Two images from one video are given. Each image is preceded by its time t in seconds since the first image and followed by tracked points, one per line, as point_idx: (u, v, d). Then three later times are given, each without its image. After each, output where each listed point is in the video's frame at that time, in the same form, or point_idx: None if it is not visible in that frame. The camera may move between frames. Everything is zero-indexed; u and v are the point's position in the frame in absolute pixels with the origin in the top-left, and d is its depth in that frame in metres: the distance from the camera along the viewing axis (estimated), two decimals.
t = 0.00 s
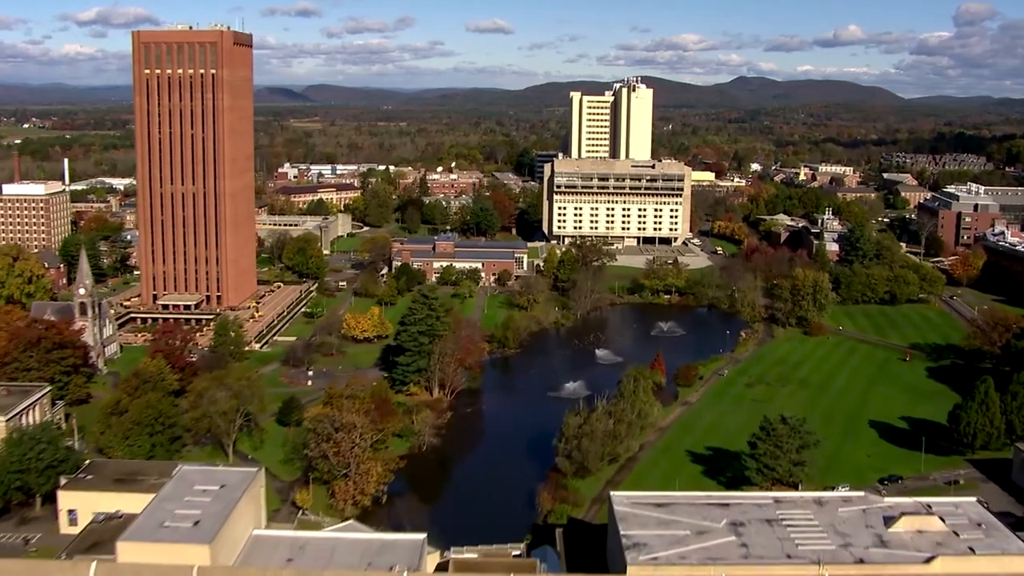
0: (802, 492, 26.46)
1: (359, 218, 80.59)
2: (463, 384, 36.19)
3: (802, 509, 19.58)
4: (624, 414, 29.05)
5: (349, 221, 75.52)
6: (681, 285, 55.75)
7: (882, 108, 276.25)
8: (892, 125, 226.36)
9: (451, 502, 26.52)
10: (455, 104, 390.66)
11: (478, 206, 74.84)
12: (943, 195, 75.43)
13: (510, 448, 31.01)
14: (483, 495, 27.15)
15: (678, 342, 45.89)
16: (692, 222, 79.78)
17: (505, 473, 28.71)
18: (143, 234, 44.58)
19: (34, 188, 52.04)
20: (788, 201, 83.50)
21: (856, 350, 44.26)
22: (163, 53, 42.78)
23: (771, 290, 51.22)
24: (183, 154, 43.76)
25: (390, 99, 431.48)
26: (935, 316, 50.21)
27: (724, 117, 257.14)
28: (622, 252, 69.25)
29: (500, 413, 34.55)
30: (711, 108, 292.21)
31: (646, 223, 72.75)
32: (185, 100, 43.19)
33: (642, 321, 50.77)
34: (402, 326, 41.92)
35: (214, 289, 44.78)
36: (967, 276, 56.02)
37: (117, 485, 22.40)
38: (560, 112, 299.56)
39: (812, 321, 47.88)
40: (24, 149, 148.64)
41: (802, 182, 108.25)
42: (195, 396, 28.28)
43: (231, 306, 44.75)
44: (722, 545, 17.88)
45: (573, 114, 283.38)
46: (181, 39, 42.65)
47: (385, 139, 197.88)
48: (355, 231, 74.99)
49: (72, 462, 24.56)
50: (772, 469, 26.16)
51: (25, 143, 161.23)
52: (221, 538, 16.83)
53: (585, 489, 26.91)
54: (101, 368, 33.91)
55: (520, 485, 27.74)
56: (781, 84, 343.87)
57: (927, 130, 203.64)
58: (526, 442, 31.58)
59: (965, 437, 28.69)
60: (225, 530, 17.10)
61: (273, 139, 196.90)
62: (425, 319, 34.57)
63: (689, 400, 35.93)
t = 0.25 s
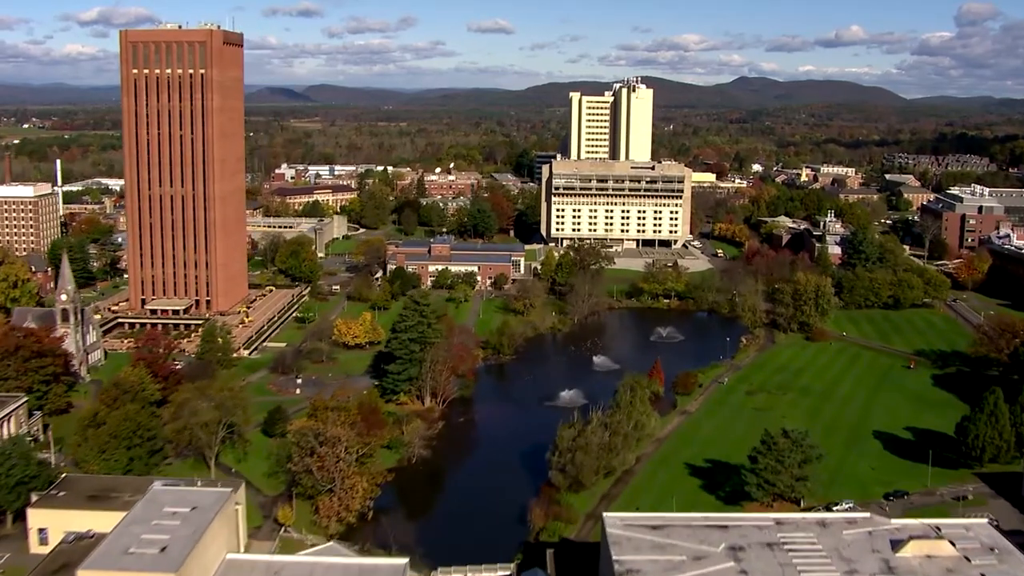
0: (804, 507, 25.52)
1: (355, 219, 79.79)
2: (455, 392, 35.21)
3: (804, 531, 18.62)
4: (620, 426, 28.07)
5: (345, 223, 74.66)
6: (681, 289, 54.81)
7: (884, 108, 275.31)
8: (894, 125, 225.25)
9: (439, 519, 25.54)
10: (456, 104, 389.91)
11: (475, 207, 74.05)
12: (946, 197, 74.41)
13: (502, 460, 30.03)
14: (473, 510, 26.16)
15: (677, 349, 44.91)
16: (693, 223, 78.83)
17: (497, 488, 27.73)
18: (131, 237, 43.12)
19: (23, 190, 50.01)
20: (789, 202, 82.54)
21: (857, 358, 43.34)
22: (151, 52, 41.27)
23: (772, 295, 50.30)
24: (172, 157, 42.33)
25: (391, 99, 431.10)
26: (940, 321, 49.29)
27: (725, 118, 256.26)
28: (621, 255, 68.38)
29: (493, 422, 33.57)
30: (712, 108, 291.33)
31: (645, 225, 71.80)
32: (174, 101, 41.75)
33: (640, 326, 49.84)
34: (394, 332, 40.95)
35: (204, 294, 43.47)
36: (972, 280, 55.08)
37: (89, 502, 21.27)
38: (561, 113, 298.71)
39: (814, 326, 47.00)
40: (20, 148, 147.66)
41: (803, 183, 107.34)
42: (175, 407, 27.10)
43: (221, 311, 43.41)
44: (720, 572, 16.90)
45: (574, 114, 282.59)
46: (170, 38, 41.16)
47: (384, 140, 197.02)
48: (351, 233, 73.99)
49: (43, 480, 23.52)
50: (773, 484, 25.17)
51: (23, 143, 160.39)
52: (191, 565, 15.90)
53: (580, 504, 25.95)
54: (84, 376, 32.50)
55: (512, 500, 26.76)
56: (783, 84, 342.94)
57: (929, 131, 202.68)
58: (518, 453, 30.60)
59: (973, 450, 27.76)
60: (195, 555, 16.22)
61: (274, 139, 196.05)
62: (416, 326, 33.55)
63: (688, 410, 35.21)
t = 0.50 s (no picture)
0: (809, 523, 24.67)
1: (355, 221, 79.18)
2: (452, 400, 34.36)
3: (808, 553, 17.77)
4: (619, 437, 27.23)
5: (345, 225, 74.04)
6: (684, 293, 54.00)
7: (889, 109, 274.18)
8: (900, 126, 224.24)
9: (432, 534, 24.76)
10: (460, 105, 389.44)
11: (476, 209, 73.44)
12: (953, 199, 73.45)
13: (499, 471, 29.22)
14: (468, 524, 25.37)
15: (680, 355, 44.07)
16: (697, 225, 78.01)
17: (493, 501, 26.92)
18: (124, 240, 42.07)
19: (15, 191, 48.74)
20: (794, 204, 81.65)
21: (863, 364, 42.42)
22: (144, 51, 40.30)
23: (777, 300, 49.47)
24: (165, 158, 41.31)
25: (396, 100, 430.74)
26: (947, 326, 48.41)
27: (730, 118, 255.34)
28: (623, 258, 67.63)
29: (490, 431, 32.73)
30: (716, 108, 290.44)
31: (648, 228, 71.08)
32: (168, 102, 40.77)
33: (642, 331, 49.02)
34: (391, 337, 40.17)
35: (198, 297, 42.42)
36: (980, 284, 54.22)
37: (67, 518, 20.35)
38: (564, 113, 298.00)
39: (819, 332, 46.18)
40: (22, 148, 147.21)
41: (808, 184, 106.49)
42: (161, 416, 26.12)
43: (215, 315, 42.32)
44: None
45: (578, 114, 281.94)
46: (163, 38, 40.17)
47: (388, 140, 196.43)
48: (351, 235, 73.28)
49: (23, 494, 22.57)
50: (777, 499, 24.30)
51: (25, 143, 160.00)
52: None
53: (577, 518, 25.14)
54: (72, 384, 31.46)
55: (507, 514, 25.95)
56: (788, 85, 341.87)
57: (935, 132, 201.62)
58: (515, 463, 29.75)
59: (985, 463, 26.93)
60: None
61: (277, 140, 195.61)
62: (411, 333, 32.73)
63: (690, 419, 34.49)
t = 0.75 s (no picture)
0: (818, 542, 23.70)
1: (359, 223, 78.42)
2: (450, 409, 33.40)
3: None
4: (620, 450, 26.27)
5: (348, 227, 73.30)
6: (690, 298, 53.02)
7: (898, 109, 272.57)
8: (910, 126, 222.64)
9: (425, 552, 23.86)
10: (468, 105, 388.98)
11: (480, 211, 72.65)
12: (965, 201, 72.22)
13: (497, 484, 28.28)
14: (462, 542, 24.45)
15: (686, 362, 43.09)
16: (704, 228, 76.98)
17: (489, 516, 26.00)
18: (119, 242, 41.09)
19: (12, 194, 47.79)
20: (803, 206, 80.55)
21: (874, 372, 41.35)
22: (139, 51, 39.34)
23: (786, 305, 48.45)
24: (161, 160, 40.35)
25: (404, 100, 430.39)
26: (961, 333, 47.33)
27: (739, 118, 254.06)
28: (629, 261, 66.69)
29: (489, 441, 31.77)
30: (725, 108, 289.07)
31: (655, 230, 70.12)
32: (163, 102, 39.81)
33: (648, 337, 48.05)
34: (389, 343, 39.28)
35: (194, 302, 41.47)
36: (994, 288, 53.14)
37: (43, 539, 19.08)
38: (572, 113, 297.16)
39: (829, 338, 45.17)
40: (29, 149, 147.03)
41: (817, 186, 105.35)
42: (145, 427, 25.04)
43: (212, 320, 41.36)
44: None
45: (585, 115, 281.00)
46: (158, 37, 39.20)
47: (395, 140, 195.89)
48: (354, 237, 72.48)
49: None
50: (784, 517, 23.32)
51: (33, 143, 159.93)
52: None
53: (576, 536, 24.19)
54: (59, 393, 30.45)
55: (504, 532, 25.02)
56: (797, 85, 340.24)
57: (945, 132, 200.08)
58: (514, 476, 28.78)
59: (1001, 479, 25.94)
60: None
61: (284, 140, 195.15)
62: (408, 341, 31.78)
63: (695, 429, 33.54)
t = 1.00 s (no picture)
0: (824, 560, 22.92)
1: (361, 224, 77.76)
2: (448, 418, 32.63)
3: None
4: (620, 463, 25.48)
5: (350, 228, 72.65)
6: (695, 302, 52.18)
7: (907, 109, 271.03)
8: (919, 127, 221.04)
9: (418, 569, 23.11)
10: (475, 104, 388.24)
11: (484, 212, 71.90)
12: (975, 202, 71.25)
13: (494, 497, 27.52)
14: (457, 558, 23.71)
15: (691, 369, 42.28)
16: (710, 230, 76.11)
17: (485, 531, 25.26)
18: (113, 245, 40.40)
19: (8, 195, 47.15)
20: (811, 207, 79.63)
21: (883, 379, 40.45)
22: (133, 51, 38.63)
23: (792, 310, 47.61)
24: (156, 162, 39.65)
25: (411, 99, 430.12)
26: (971, 338, 46.46)
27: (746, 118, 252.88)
28: (634, 264, 65.87)
29: (487, 451, 30.98)
30: (733, 108, 287.75)
31: (660, 232, 69.32)
32: (158, 103, 39.10)
33: (652, 342, 47.23)
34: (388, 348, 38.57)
35: (190, 306, 40.80)
36: (1005, 293, 52.22)
37: (17, 558, 18.28)
38: (579, 113, 296.22)
39: (836, 344, 44.31)
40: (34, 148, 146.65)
41: (825, 187, 104.39)
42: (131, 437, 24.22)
43: (208, 324, 40.75)
44: None
45: (592, 114, 280.13)
46: (154, 36, 38.47)
47: (401, 140, 195.32)
48: (356, 239, 71.82)
49: None
50: (789, 535, 22.52)
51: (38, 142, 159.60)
52: None
53: (574, 553, 23.41)
54: (48, 400, 29.70)
55: (500, 548, 24.27)
56: (804, 85, 338.75)
57: (955, 132, 198.67)
58: (512, 489, 28.00)
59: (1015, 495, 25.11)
60: None
61: (290, 140, 194.83)
62: (404, 348, 31.00)
63: (698, 439, 32.72)
